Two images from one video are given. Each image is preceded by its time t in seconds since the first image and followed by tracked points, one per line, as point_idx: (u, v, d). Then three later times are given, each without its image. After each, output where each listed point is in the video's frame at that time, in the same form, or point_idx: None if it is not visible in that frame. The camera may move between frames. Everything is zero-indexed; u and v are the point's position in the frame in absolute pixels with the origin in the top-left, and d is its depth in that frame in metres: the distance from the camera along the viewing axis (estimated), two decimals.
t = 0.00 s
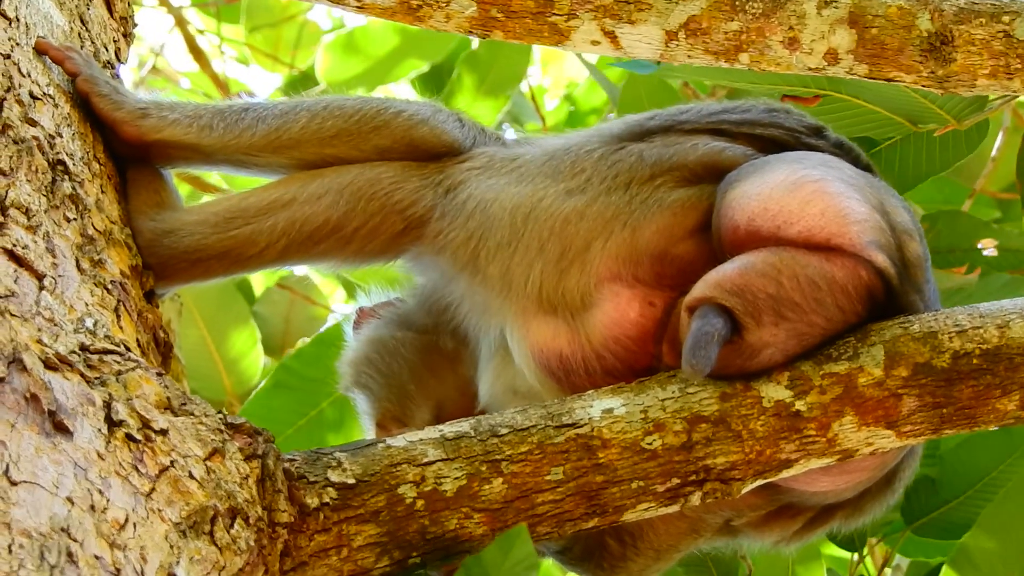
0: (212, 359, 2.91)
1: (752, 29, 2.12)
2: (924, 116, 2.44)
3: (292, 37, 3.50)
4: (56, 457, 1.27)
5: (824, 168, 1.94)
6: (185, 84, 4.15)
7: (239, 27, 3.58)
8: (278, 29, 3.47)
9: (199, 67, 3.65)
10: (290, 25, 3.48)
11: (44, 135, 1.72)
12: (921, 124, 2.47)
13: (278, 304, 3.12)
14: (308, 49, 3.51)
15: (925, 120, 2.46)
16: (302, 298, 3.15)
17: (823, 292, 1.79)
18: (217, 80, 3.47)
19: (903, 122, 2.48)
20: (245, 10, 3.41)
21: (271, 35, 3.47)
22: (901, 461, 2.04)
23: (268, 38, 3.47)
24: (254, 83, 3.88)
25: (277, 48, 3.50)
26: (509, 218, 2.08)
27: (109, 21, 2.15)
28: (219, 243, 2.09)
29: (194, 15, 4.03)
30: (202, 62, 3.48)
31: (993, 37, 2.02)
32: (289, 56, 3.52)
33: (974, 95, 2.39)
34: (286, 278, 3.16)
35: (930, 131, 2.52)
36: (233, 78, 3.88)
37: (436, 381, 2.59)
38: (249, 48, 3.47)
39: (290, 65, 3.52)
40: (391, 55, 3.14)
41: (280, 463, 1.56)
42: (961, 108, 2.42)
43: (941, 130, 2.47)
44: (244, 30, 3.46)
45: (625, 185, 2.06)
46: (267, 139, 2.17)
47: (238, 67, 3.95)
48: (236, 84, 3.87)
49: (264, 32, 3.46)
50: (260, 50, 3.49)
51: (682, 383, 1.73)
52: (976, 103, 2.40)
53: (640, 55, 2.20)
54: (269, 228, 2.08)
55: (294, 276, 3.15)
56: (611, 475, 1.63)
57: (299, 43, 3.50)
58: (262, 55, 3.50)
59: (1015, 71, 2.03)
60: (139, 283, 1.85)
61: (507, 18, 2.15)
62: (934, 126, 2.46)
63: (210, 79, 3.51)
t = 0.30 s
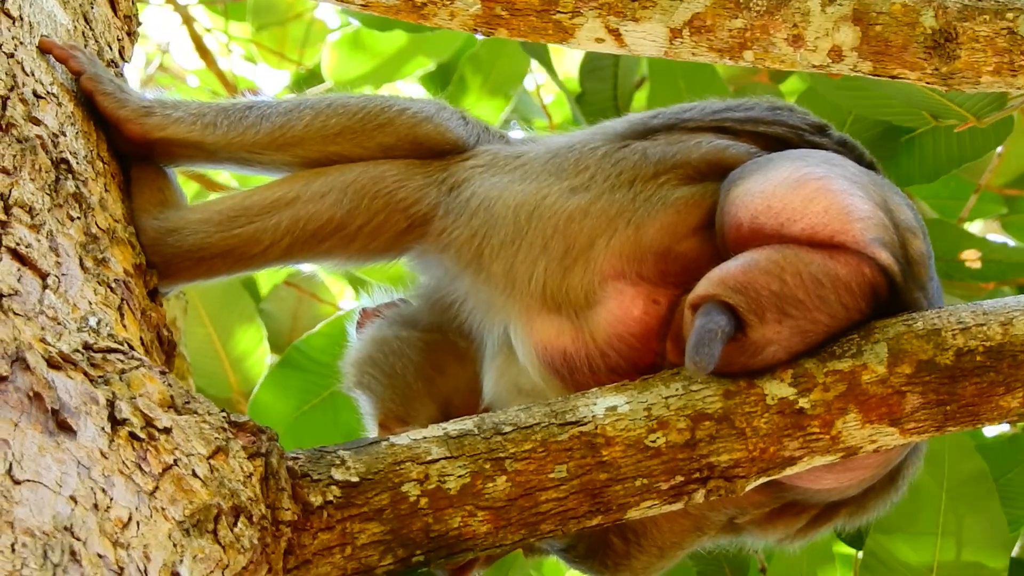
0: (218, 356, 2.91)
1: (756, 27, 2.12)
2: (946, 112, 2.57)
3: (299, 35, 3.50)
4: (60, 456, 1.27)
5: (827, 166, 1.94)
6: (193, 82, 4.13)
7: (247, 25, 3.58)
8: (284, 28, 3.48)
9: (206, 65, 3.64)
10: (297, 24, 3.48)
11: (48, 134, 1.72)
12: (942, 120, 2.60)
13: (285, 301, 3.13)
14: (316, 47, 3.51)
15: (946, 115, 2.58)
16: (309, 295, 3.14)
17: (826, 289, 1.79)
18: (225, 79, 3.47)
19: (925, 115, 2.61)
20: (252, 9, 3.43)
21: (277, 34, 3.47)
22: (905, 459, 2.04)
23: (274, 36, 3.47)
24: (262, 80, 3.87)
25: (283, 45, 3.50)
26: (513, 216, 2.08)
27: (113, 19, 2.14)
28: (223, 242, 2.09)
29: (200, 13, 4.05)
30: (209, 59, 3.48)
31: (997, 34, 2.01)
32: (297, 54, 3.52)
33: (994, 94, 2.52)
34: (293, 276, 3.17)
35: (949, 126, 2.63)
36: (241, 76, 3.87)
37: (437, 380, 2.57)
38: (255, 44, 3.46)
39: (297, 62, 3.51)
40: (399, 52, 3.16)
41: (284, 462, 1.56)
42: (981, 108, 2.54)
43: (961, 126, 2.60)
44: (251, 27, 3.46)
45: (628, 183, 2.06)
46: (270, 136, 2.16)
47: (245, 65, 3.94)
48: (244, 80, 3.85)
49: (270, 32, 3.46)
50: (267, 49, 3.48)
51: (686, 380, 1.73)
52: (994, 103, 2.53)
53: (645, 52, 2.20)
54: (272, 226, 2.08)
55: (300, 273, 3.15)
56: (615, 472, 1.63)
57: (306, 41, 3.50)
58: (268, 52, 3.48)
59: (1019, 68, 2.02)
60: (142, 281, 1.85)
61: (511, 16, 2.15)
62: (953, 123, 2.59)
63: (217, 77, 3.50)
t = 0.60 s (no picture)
0: (223, 358, 2.90)
1: (757, 27, 2.11)
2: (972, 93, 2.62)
3: (304, 34, 3.48)
4: (59, 457, 1.27)
5: (827, 166, 1.94)
6: (198, 81, 4.10)
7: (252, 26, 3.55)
8: (289, 29, 3.45)
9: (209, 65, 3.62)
10: (302, 24, 3.45)
11: (47, 135, 1.71)
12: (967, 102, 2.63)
13: (292, 302, 3.11)
14: (321, 47, 3.50)
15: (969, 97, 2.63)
16: (315, 296, 3.12)
17: (825, 289, 1.79)
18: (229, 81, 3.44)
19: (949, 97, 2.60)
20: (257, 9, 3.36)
21: (282, 33, 3.43)
22: (904, 458, 2.04)
23: (279, 36, 3.45)
24: (266, 78, 3.85)
25: (288, 45, 3.49)
26: (513, 216, 2.08)
27: (113, 20, 2.13)
28: (222, 242, 2.09)
29: (204, 12, 4.03)
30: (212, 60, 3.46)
31: (997, 33, 2.01)
32: (301, 54, 3.51)
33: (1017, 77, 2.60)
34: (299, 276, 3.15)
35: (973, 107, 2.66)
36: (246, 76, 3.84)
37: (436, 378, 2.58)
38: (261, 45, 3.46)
39: (302, 62, 3.51)
40: (404, 52, 3.16)
41: (283, 462, 1.56)
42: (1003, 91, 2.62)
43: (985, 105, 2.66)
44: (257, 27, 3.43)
45: (628, 183, 2.06)
46: (270, 136, 2.16)
47: (248, 64, 3.92)
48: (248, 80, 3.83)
49: (276, 30, 3.42)
50: (271, 49, 3.48)
51: (686, 380, 1.73)
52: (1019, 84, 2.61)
53: (645, 52, 2.20)
54: (272, 226, 2.08)
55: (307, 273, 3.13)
56: (615, 472, 1.63)
57: (311, 40, 3.49)
58: (273, 53, 3.49)
59: (1019, 67, 2.02)
60: (142, 282, 1.84)
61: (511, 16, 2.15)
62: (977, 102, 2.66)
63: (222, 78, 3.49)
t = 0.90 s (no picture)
0: (232, 362, 2.89)
1: (757, 29, 2.11)
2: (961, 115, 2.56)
3: (309, 39, 3.49)
4: (57, 464, 1.27)
5: (825, 168, 1.94)
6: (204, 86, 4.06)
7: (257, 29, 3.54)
8: (292, 34, 3.46)
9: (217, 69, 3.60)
10: (306, 30, 3.47)
11: (46, 142, 1.71)
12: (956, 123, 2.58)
13: (298, 307, 3.02)
14: (326, 51, 3.50)
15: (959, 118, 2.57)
16: (324, 302, 3.05)
17: (824, 291, 1.80)
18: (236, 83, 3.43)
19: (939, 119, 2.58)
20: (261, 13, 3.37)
21: (286, 39, 3.44)
22: (904, 460, 2.04)
23: (284, 42, 3.44)
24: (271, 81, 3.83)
25: (292, 49, 3.48)
26: (512, 220, 2.08)
27: (111, 26, 2.13)
28: (221, 248, 2.09)
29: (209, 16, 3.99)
30: (219, 63, 3.45)
31: (997, 34, 2.01)
32: (306, 58, 3.51)
33: (1005, 97, 2.54)
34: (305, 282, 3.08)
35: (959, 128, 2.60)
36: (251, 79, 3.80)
37: (436, 380, 2.59)
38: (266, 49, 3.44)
39: (308, 66, 3.51)
40: (410, 56, 3.15)
41: (283, 468, 1.55)
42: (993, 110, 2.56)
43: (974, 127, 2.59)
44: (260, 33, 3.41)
45: (627, 186, 2.06)
46: (267, 142, 2.16)
47: (253, 67, 3.90)
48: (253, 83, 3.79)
49: (280, 36, 3.42)
50: (277, 53, 3.46)
51: (685, 384, 1.73)
52: (1006, 105, 2.54)
53: (645, 55, 2.18)
54: (271, 232, 2.08)
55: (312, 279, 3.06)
56: (615, 476, 1.63)
57: (316, 45, 3.50)
58: (278, 56, 3.47)
59: (1019, 68, 2.02)
60: (141, 288, 1.84)
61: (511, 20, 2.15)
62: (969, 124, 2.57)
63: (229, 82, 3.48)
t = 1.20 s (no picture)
0: (229, 368, 2.90)
1: (751, 35, 2.12)
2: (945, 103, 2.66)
3: (308, 46, 3.49)
4: (51, 473, 1.27)
5: (819, 174, 1.95)
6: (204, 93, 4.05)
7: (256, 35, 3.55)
8: (292, 41, 3.47)
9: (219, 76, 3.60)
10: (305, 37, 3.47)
11: (39, 151, 1.71)
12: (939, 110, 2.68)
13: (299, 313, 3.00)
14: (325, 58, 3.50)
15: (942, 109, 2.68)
16: (322, 310, 3.00)
17: (818, 297, 1.80)
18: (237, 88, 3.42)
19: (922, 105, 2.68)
20: (261, 20, 3.38)
21: (286, 45, 3.45)
22: (899, 466, 2.04)
23: (284, 49, 3.45)
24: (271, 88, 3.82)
25: (292, 55, 3.48)
26: (506, 227, 2.08)
27: (105, 35, 2.12)
28: (216, 255, 2.09)
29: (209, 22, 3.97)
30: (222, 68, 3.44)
31: (991, 39, 2.01)
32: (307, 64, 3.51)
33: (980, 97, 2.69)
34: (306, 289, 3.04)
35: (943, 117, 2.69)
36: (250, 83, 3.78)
37: (431, 388, 2.58)
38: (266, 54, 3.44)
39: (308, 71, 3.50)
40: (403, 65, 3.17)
41: (277, 476, 1.55)
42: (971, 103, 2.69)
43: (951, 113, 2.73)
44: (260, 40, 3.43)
45: (621, 193, 2.06)
46: (262, 150, 2.16)
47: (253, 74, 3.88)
48: (252, 89, 3.79)
49: (280, 43, 3.44)
50: (276, 58, 3.46)
51: (680, 390, 1.72)
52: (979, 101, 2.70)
53: (640, 62, 2.19)
54: (265, 239, 2.08)
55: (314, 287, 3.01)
56: (609, 483, 1.63)
57: (315, 53, 3.49)
58: (278, 61, 3.47)
59: (1014, 73, 2.02)
60: (136, 296, 1.84)
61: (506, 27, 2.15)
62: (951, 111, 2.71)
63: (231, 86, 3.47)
